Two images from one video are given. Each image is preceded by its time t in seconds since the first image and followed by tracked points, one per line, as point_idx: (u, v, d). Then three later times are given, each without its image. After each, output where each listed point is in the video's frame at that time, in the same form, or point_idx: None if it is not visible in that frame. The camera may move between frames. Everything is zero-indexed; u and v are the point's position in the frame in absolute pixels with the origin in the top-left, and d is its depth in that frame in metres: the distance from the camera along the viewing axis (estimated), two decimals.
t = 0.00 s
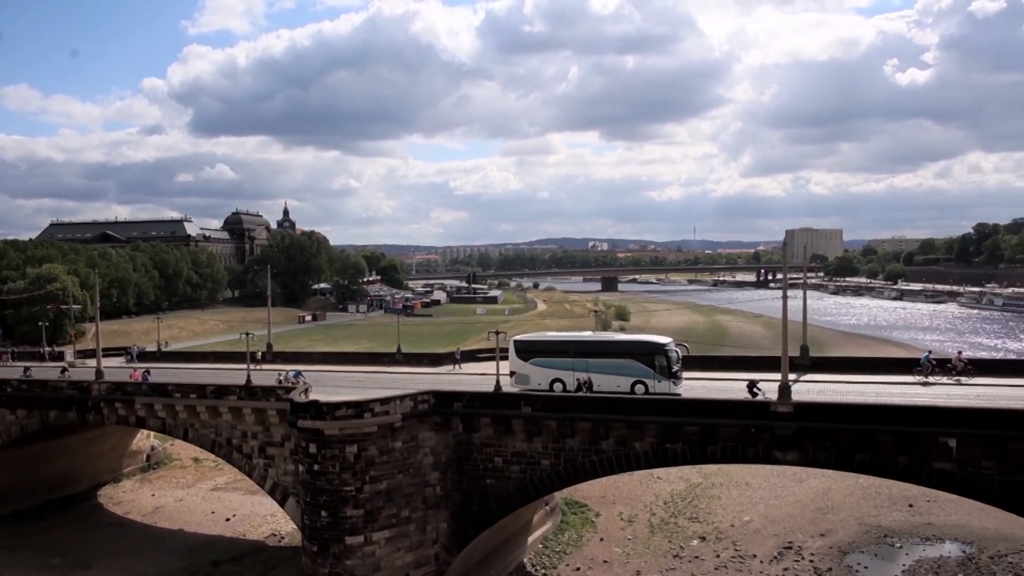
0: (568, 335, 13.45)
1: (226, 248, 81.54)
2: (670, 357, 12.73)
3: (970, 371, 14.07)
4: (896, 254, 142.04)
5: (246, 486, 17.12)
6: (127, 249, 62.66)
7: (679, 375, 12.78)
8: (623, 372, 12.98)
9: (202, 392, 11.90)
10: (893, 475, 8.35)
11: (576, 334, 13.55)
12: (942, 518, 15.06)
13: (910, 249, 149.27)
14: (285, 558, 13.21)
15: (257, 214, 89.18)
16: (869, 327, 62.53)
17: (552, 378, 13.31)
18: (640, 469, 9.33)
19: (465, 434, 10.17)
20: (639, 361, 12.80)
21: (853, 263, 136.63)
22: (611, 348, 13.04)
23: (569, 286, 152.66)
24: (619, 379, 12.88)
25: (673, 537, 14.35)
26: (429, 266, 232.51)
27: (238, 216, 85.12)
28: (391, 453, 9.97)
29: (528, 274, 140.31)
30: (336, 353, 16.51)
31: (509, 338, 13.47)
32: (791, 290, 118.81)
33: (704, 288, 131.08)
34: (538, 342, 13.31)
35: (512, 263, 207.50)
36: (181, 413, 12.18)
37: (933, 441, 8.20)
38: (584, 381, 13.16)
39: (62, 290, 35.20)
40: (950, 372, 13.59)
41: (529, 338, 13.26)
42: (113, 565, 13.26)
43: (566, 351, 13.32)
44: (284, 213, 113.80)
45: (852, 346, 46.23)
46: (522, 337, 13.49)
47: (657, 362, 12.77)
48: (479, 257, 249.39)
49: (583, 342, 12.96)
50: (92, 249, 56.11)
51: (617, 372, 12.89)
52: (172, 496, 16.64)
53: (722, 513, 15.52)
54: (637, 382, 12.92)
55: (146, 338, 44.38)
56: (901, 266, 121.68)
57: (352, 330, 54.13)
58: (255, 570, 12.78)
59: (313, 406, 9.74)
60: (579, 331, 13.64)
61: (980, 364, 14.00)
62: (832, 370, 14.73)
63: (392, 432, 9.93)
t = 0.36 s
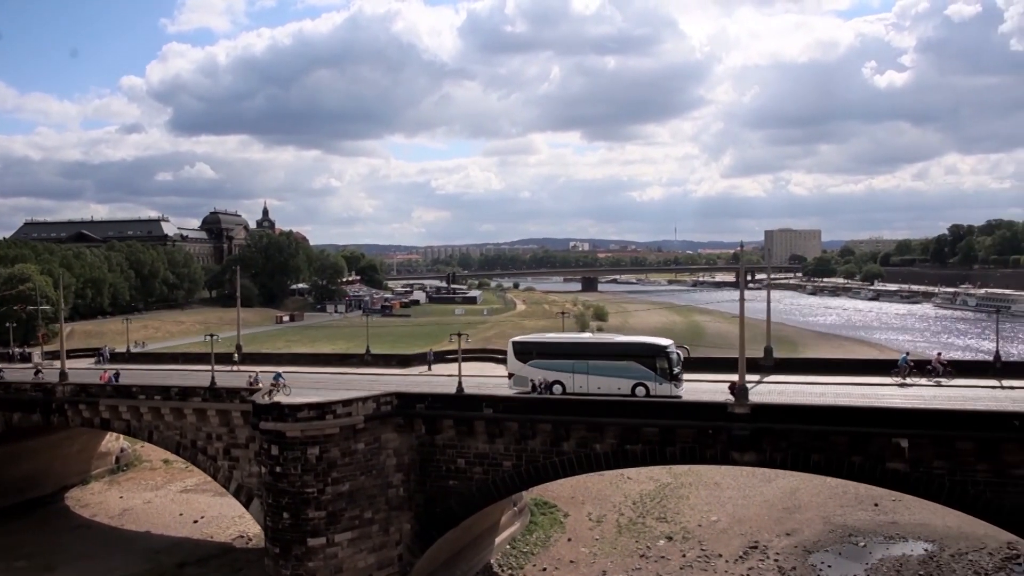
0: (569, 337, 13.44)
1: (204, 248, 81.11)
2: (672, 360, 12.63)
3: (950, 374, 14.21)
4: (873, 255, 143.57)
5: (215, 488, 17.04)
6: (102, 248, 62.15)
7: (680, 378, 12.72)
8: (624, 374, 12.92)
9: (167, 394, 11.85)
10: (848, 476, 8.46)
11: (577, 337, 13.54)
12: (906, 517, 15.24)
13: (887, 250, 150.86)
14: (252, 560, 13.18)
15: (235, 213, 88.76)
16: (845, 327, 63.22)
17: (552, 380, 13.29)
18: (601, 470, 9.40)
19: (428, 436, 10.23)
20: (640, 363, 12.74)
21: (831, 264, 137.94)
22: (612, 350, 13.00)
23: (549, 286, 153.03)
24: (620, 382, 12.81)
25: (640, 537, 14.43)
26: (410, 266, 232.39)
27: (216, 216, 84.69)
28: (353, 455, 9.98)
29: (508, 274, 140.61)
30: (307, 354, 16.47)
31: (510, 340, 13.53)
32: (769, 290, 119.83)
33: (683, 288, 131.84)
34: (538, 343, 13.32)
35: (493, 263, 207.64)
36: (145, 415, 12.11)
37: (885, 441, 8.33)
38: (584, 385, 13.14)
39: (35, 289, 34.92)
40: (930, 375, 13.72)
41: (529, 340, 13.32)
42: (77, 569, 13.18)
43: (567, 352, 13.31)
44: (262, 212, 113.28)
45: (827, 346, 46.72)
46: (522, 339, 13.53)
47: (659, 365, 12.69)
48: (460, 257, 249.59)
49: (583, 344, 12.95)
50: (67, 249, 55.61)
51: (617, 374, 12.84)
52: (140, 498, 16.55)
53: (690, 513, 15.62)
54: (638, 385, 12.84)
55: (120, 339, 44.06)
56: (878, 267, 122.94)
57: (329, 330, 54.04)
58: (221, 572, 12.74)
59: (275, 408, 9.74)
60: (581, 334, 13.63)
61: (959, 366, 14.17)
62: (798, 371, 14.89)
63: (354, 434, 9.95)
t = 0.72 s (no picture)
0: (569, 338, 13.21)
1: (182, 248, 80.59)
2: (674, 362, 12.53)
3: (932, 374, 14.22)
4: (852, 254, 144.65)
5: (186, 489, 16.95)
6: (78, 248, 61.61)
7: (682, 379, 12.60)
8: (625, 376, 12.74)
9: (131, 396, 11.80)
10: (805, 475, 8.53)
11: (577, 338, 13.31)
12: (873, 515, 15.38)
13: (866, 249, 152.06)
14: (220, 562, 13.13)
15: (214, 213, 88.25)
16: (822, 326, 63.64)
17: (552, 382, 13.05)
18: (562, 471, 9.46)
19: (391, 437, 10.24)
20: (643, 364, 12.59)
21: (810, 263, 138.86)
22: (613, 351, 12.83)
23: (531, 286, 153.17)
24: (623, 384, 12.62)
25: (609, 536, 14.51)
26: (392, 266, 231.94)
27: (195, 215, 84.15)
28: (316, 457, 9.99)
29: (490, 274, 140.66)
30: (278, 355, 16.40)
31: (508, 342, 13.25)
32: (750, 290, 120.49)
33: (664, 288, 132.26)
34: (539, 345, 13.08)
35: (475, 263, 207.52)
36: (109, 417, 12.04)
37: (842, 442, 8.41)
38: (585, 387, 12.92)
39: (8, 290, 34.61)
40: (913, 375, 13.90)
41: (528, 342, 13.05)
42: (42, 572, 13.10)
43: (567, 353, 13.08)
44: (243, 212, 112.70)
45: (804, 346, 47.05)
46: (521, 341, 13.25)
47: (661, 366, 12.56)
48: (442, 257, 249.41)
49: (585, 345, 12.72)
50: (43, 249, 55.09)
51: (620, 375, 12.64)
52: (109, 501, 16.45)
53: (659, 512, 15.71)
54: (640, 387, 12.64)
55: (95, 340, 43.66)
56: (856, 266, 123.86)
57: (307, 330, 53.82)
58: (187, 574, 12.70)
59: (237, 409, 9.73)
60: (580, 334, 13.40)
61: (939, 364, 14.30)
62: (764, 372, 15.03)
63: (317, 436, 9.96)
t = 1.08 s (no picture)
0: (569, 344, 13.40)
1: (159, 249, 80.04)
2: (675, 365, 12.74)
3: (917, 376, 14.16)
4: (830, 255, 145.75)
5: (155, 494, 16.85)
6: (53, 249, 61.04)
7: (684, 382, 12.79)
8: (626, 380, 12.93)
9: (94, 401, 11.72)
10: (762, 479, 8.59)
11: (577, 343, 13.49)
12: (839, 515, 15.50)
13: (843, 250, 153.26)
14: (185, 567, 13.06)
15: (192, 213, 87.67)
16: (798, 326, 64.07)
17: (552, 387, 13.23)
18: (524, 476, 9.49)
19: (355, 441, 10.24)
20: (644, 369, 12.79)
21: (788, 264, 139.75)
22: (613, 356, 13.00)
23: (511, 286, 153.21)
24: (624, 389, 12.80)
25: (577, 539, 14.57)
26: (373, 266, 231.32)
27: (172, 216, 83.59)
28: (279, 462, 9.97)
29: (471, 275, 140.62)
30: (247, 359, 16.36)
31: (508, 347, 13.40)
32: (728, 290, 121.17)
33: (643, 288, 132.74)
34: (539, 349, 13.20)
35: (455, 264, 207.37)
36: (72, 422, 11.95)
37: (797, 445, 8.48)
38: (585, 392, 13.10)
39: None
40: (895, 378, 13.84)
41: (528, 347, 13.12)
42: None
43: (568, 358, 13.27)
44: (221, 213, 112.07)
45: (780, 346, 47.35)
46: (522, 347, 13.41)
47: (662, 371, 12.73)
48: (423, 258, 248.95)
49: (587, 350, 12.90)
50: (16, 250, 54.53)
51: (620, 379, 12.85)
52: (76, 506, 16.30)
53: (629, 514, 15.76)
54: (641, 391, 12.86)
55: (69, 343, 43.24)
56: (834, 267, 124.74)
57: (285, 331, 53.59)
58: None
59: (198, 415, 9.69)
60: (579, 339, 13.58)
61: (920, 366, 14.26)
62: (731, 376, 15.17)
63: (279, 441, 9.93)
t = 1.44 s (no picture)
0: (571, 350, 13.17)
1: (136, 251, 79.40)
2: (679, 371, 12.53)
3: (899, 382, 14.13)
4: (808, 256, 146.80)
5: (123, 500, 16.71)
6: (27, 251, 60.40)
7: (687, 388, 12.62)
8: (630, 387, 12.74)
9: (57, 409, 11.61)
10: (723, 485, 8.63)
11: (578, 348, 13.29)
12: (809, 518, 15.57)
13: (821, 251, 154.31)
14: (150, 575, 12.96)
15: (170, 215, 87.05)
16: (775, 327, 64.39)
17: (554, 395, 12.96)
18: (487, 483, 9.48)
19: (319, 449, 10.21)
20: (646, 376, 12.62)
21: (767, 265, 140.55)
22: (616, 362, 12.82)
23: (492, 288, 153.19)
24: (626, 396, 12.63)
25: (547, 543, 14.59)
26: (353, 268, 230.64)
27: (149, 217, 82.94)
28: (242, 470, 9.91)
29: (451, 277, 140.50)
30: (217, 364, 16.27)
31: (508, 354, 13.15)
32: (707, 292, 121.78)
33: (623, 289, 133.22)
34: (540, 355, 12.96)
35: (435, 265, 207.09)
36: (35, 431, 11.83)
37: (757, 452, 8.51)
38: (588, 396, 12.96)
39: None
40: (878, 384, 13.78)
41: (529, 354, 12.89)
42: None
43: (570, 365, 13.04)
44: (200, 215, 111.39)
45: (757, 348, 47.56)
46: (523, 354, 13.16)
47: (665, 377, 12.56)
48: (404, 259, 248.49)
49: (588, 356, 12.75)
50: None
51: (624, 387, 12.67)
52: (43, 514, 16.14)
53: (599, 518, 15.77)
54: (644, 398, 12.69)
55: (42, 347, 42.76)
56: (812, 268, 125.53)
57: (262, 335, 53.34)
58: None
59: (160, 424, 9.61)
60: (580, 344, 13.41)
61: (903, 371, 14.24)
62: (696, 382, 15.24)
63: (242, 449, 9.87)
